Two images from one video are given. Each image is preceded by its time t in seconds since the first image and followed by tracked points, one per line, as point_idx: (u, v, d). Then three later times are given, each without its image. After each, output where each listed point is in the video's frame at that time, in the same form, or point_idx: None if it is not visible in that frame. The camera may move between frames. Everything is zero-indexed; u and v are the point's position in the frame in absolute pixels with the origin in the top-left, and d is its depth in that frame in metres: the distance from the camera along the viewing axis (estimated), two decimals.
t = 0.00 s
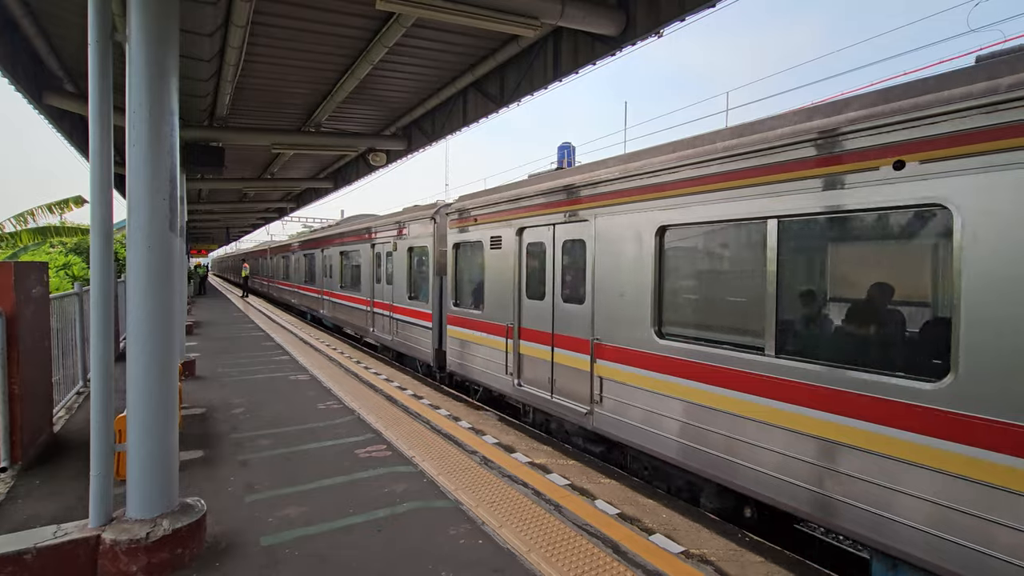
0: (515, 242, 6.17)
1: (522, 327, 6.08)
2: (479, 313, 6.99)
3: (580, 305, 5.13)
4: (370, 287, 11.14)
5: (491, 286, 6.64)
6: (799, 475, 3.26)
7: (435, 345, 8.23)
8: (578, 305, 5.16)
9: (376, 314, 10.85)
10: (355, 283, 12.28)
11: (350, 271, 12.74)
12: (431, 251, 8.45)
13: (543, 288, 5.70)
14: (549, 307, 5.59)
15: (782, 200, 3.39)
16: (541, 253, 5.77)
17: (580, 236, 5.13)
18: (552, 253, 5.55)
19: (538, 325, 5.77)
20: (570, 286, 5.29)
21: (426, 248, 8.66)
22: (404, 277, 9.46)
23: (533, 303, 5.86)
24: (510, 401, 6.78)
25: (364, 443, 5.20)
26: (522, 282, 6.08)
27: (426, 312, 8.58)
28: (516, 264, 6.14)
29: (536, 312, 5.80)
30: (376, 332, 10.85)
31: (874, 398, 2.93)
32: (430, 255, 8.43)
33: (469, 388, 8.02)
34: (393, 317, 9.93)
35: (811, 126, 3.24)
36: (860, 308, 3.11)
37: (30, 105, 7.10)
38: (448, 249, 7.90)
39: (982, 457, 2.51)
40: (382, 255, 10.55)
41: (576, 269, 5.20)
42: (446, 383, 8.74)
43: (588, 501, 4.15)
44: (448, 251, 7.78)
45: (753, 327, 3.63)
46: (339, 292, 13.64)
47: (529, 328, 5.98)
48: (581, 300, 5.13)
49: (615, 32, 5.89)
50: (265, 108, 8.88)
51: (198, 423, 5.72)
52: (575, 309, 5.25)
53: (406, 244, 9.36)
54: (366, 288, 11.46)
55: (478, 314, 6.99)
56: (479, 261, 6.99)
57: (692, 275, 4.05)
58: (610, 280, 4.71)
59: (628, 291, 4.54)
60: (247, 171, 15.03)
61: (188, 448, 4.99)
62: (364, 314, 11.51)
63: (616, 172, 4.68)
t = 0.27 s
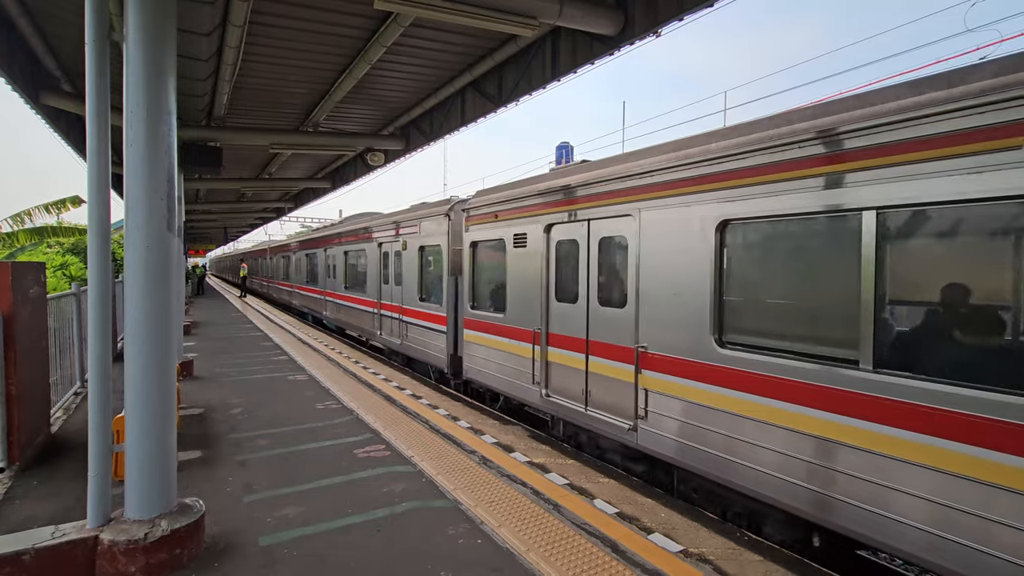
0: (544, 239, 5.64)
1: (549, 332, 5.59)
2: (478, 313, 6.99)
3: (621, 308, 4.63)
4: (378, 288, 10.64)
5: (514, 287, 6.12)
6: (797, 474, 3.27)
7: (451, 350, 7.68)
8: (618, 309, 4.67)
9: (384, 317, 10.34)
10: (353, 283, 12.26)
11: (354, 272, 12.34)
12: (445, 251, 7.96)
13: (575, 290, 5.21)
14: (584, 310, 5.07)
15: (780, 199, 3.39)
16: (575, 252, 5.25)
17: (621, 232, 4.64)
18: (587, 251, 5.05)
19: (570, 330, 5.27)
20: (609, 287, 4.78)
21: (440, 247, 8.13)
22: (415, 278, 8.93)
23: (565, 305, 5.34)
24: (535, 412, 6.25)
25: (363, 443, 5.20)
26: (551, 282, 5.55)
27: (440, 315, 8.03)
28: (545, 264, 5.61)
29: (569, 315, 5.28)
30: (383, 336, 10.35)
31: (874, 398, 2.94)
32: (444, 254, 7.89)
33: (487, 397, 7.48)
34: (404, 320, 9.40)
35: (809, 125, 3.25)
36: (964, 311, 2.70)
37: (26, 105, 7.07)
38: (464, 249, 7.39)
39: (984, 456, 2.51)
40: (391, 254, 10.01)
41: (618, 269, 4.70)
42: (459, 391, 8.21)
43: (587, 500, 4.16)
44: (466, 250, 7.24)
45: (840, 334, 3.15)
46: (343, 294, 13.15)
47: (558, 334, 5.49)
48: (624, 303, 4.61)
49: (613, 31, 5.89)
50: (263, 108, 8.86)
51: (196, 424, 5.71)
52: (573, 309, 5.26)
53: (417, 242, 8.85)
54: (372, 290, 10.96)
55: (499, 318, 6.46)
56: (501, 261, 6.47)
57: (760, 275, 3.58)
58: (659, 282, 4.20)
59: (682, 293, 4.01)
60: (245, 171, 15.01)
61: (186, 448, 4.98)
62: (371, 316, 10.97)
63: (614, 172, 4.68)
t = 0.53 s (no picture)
0: (575, 236, 5.14)
1: (581, 337, 5.09)
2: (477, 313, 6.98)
3: (670, 313, 4.14)
4: (385, 288, 10.11)
5: (540, 289, 5.63)
6: (795, 472, 3.28)
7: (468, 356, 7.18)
8: (667, 314, 4.18)
9: (392, 319, 9.83)
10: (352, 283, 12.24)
11: (358, 272, 11.85)
12: (462, 250, 7.45)
13: (613, 292, 4.72)
14: (624, 313, 4.59)
15: (778, 198, 3.39)
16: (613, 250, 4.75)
17: (668, 228, 4.17)
18: (626, 250, 4.57)
19: (605, 336, 4.80)
20: (653, 289, 4.32)
21: (456, 245, 7.60)
22: (427, 278, 8.44)
23: (600, 308, 4.85)
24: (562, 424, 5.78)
25: (361, 442, 5.20)
26: (584, 282, 5.05)
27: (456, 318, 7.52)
28: (576, 263, 5.12)
29: (604, 319, 4.81)
30: (391, 339, 9.83)
31: (872, 396, 2.94)
32: (461, 253, 7.39)
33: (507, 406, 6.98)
34: (415, 323, 8.88)
35: (806, 125, 3.25)
36: None
37: (23, 104, 7.05)
38: (482, 247, 6.90)
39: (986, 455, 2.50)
40: (400, 253, 9.50)
41: (665, 268, 4.23)
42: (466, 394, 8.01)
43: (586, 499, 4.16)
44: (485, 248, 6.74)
45: (953, 346, 2.69)
46: (347, 295, 12.63)
47: (590, 339, 5.00)
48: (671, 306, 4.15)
49: (611, 31, 5.89)
50: (261, 107, 8.85)
51: (194, 424, 5.70)
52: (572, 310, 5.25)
53: (429, 240, 8.34)
54: (379, 290, 10.46)
55: (522, 322, 5.95)
56: (525, 259, 5.98)
57: (841, 272, 3.13)
58: (722, 284, 3.71)
59: (745, 294, 3.56)
60: (243, 171, 14.98)
61: (184, 448, 4.97)
62: (378, 318, 10.44)
63: (613, 171, 4.67)
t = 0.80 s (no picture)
0: (612, 233, 4.67)
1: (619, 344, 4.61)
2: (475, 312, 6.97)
3: (729, 318, 3.68)
4: (393, 289, 9.60)
5: (570, 289, 5.17)
6: (792, 471, 3.28)
7: (486, 362, 6.70)
8: (725, 319, 3.71)
9: (400, 322, 9.32)
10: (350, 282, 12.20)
11: (363, 271, 11.38)
12: (480, 249, 6.91)
13: (658, 295, 4.25)
14: (671, 317, 4.13)
15: (776, 197, 3.40)
16: (657, 247, 4.28)
17: (694, 225, 3.95)
18: (673, 250, 4.12)
19: (645, 342, 4.35)
20: (704, 291, 3.89)
21: (472, 243, 7.07)
22: (439, 278, 7.93)
23: (641, 313, 4.39)
24: (595, 437, 5.30)
25: (360, 442, 5.19)
26: (622, 283, 4.59)
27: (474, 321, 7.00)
28: (613, 262, 4.65)
29: (644, 324, 4.36)
30: (400, 342, 9.33)
31: (869, 394, 2.94)
32: (478, 251, 6.89)
33: (530, 415, 6.50)
34: (426, 325, 8.36)
35: (805, 123, 3.26)
36: None
37: (20, 104, 7.03)
38: (503, 245, 6.39)
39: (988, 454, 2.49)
40: (410, 252, 8.98)
41: (719, 266, 3.79)
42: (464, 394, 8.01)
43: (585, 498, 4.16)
44: (506, 246, 6.24)
45: None
46: (351, 295, 12.13)
47: (628, 346, 4.54)
48: (727, 310, 3.71)
49: (610, 30, 5.89)
50: (259, 107, 8.83)
51: (192, 424, 5.70)
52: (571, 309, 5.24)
53: (442, 238, 7.84)
54: (386, 290, 9.97)
55: (549, 326, 5.47)
56: (552, 259, 5.51)
57: (944, 273, 2.70)
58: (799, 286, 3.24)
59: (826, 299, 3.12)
60: (242, 170, 14.96)
61: (183, 448, 4.97)
62: (385, 320, 9.93)
63: (612, 170, 4.67)
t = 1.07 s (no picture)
0: (656, 229, 4.23)
1: (663, 353, 4.19)
2: (474, 312, 6.99)
3: (802, 325, 3.27)
4: (402, 289, 9.13)
5: (604, 292, 4.74)
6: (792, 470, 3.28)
7: (507, 368, 6.24)
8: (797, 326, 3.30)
9: (410, 324, 8.87)
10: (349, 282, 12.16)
11: (369, 271, 10.93)
12: (499, 248, 6.45)
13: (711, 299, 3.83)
14: (726, 322, 3.72)
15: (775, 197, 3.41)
16: (711, 245, 3.85)
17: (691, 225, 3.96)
18: (728, 248, 3.72)
19: (693, 350, 3.94)
20: (764, 295, 3.52)
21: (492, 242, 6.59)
22: (454, 278, 7.45)
23: (690, 318, 3.97)
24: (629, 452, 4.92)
25: (359, 441, 5.19)
26: (668, 285, 4.16)
27: (494, 324, 6.53)
28: (656, 262, 4.22)
29: (694, 330, 3.94)
30: (409, 346, 8.88)
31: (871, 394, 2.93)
32: (498, 250, 6.42)
33: (553, 426, 6.04)
34: (439, 328, 7.89)
35: (803, 123, 3.26)
36: None
37: (18, 104, 7.02)
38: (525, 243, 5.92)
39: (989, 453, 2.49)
40: (421, 250, 8.49)
41: (782, 269, 3.42)
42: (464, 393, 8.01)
43: (584, 497, 4.17)
44: (528, 244, 5.78)
45: None
46: (356, 295, 11.68)
47: (673, 354, 4.12)
48: (796, 317, 3.32)
49: (608, 29, 5.89)
50: (257, 106, 8.82)
51: (191, 423, 5.69)
52: (568, 310, 5.25)
53: (458, 235, 7.35)
54: (394, 291, 9.50)
55: (580, 331, 5.03)
56: (583, 257, 5.06)
57: None
58: (892, 288, 2.83)
59: (930, 303, 2.70)
60: (240, 170, 14.94)
61: (182, 448, 4.97)
62: (394, 322, 9.44)
63: (610, 170, 4.68)
